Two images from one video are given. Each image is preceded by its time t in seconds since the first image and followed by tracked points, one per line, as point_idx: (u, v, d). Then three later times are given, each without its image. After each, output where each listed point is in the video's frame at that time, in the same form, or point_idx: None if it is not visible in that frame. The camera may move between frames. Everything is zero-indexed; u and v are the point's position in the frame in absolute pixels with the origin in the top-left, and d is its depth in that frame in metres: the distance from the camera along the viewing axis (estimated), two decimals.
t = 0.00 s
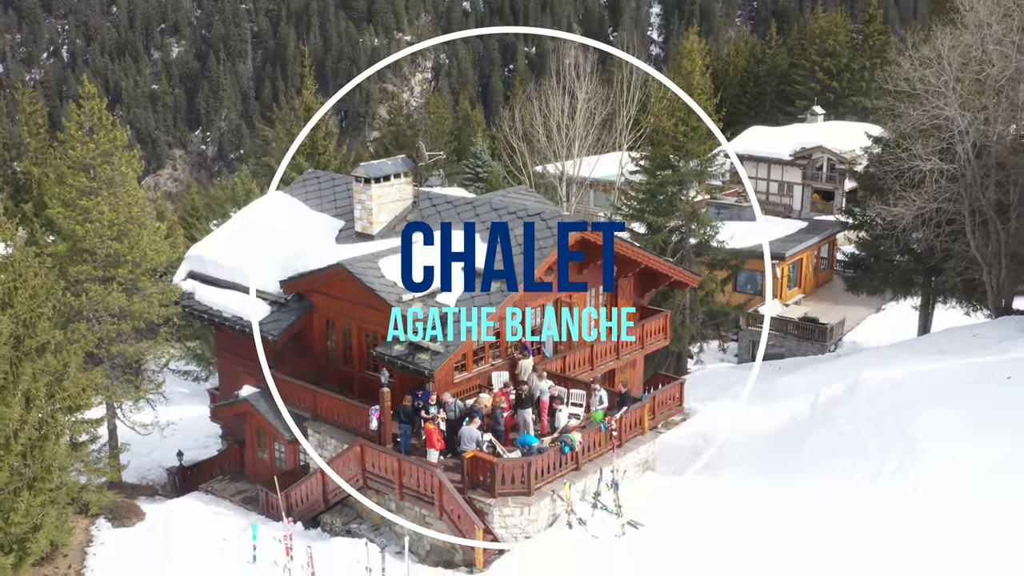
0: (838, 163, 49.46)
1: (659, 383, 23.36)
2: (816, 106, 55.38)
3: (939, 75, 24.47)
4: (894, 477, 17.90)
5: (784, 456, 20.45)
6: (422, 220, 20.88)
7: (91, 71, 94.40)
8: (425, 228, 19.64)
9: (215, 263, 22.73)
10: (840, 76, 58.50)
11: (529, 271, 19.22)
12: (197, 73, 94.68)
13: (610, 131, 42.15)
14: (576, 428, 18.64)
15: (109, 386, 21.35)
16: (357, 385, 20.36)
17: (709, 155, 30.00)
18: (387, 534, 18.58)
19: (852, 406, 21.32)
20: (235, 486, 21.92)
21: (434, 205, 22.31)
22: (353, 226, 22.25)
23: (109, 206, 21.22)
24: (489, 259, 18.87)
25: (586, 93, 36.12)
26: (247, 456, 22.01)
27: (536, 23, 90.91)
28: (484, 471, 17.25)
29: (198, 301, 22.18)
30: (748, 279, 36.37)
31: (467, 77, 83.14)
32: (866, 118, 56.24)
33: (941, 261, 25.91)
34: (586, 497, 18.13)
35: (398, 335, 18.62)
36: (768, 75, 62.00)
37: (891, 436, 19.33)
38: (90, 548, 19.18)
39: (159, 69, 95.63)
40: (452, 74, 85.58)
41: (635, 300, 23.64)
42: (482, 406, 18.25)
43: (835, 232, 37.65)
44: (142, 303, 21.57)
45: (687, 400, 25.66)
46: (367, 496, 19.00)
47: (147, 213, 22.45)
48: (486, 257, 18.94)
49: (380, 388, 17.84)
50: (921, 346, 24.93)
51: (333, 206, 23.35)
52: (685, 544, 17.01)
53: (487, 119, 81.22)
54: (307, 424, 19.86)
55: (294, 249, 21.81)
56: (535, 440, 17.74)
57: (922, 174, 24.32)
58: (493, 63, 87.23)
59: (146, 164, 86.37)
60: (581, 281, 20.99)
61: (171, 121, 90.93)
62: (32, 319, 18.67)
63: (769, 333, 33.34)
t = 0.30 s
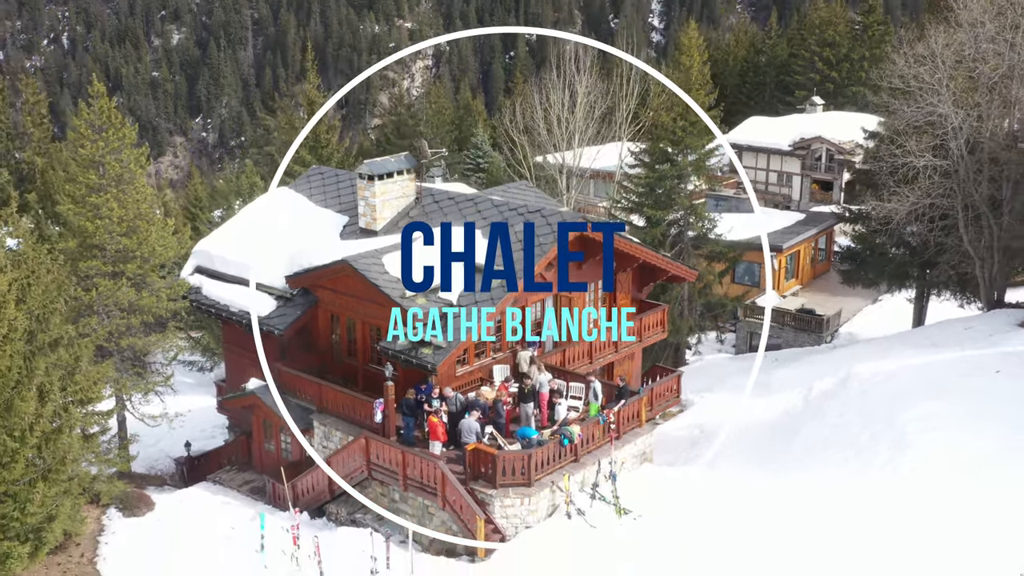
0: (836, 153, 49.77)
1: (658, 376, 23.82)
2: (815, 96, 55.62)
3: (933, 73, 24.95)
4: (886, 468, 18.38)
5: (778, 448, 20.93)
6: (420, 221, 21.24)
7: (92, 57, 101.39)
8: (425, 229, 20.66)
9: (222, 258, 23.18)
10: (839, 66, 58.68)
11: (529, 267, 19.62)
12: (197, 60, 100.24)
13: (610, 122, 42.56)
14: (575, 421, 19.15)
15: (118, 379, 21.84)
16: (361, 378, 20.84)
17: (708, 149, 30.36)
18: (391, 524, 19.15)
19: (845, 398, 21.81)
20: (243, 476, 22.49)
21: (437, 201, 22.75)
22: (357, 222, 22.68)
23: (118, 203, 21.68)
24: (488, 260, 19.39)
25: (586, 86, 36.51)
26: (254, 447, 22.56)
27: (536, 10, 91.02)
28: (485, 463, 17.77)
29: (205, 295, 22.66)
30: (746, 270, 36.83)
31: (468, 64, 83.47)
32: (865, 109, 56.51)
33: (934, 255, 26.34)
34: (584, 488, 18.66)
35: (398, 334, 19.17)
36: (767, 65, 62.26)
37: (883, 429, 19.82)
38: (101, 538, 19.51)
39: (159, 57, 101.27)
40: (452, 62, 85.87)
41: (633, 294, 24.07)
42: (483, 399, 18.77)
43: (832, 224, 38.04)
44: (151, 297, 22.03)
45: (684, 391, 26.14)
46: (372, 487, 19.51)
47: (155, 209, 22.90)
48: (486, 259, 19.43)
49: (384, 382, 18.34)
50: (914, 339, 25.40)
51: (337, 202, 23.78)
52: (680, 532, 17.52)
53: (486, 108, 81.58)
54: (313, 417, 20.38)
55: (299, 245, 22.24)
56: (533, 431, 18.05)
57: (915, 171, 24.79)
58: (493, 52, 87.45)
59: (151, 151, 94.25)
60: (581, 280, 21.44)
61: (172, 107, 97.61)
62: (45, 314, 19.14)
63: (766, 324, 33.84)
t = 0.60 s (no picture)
0: (835, 143, 50.02)
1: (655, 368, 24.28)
2: (815, 86, 55.84)
3: (927, 70, 25.43)
4: (876, 459, 18.88)
5: (773, 438, 21.42)
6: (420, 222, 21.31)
7: (91, 44, 104.85)
8: (425, 229, 20.43)
9: (227, 253, 23.58)
10: (839, 56, 58.83)
11: (529, 263, 20.10)
12: (196, 47, 105.02)
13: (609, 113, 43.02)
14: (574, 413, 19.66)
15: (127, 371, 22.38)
16: (366, 371, 21.31)
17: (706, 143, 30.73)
18: (394, 514, 19.81)
19: (837, 390, 22.29)
20: (250, 466, 23.07)
21: (439, 198, 23.27)
22: (360, 218, 23.11)
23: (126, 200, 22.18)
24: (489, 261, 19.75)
25: (586, 79, 36.91)
26: (260, 438, 23.11)
27: None
28: (486, 455, 18.29)
29: (212, 290, 23.07)
30: (744, 261, 37.27)
31: (468, 53, 83.88)
32: (863, 99, 56.76)
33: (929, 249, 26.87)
34: (583, 479, 19.20)
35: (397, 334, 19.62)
36: (767, 54, 62.55)
37: (874, 421, 20.29)
38: (112, 527, 20.04)
39: (159, 44, 105.71)
40: (452, 50, 86.23)
41: (632, 288, 24.46)
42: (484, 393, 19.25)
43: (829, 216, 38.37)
44: (159, 292, 22.52)
45: (682, 382, 26.61)
46: (375, 477, 20.03)
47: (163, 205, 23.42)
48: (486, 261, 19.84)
49: (388, 375, 18.82)
50: (908, 332, 25.82)
51: (341, 197, 24.26)
52: (674, 521, 18.06)
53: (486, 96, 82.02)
54: (319, 410, 20.89)
55: (304, 241, 22.67)
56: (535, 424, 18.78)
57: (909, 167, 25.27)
58: (493, 40, 87.69)
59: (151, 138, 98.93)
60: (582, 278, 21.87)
61: (172, 95, 102.25)
62: (57, 310, 19.68)
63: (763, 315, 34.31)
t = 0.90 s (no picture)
0: (833, 132, 50.34)
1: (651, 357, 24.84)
2: (813, 74, 56.21)
3: (920, 67, 25.91)
4: (867, 449, 19.40)
5: (766, 428, 21.99)
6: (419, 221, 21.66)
7: (93, 30, 112.19)
8: (426, 229, 20.95)
9: (234, 246, 24.11)
10: (838, 45, 58.94)
11: (529, 259, 20.54)
12: (197, 33, 112.72)
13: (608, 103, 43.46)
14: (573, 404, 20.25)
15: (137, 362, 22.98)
16: (370, 363, 21.86)
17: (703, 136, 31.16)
18: (398, 502, 20.42)
19: (831, 380, 22.83)
20: (257, 455, 23.71)
21: (440, 192, 23.83)
22: (364, 213, 23.63)
23: (136, 194, 22.77)
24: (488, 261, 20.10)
25: (585, 71, 37.35)
26: (267, 427, 23.73)
27: None
28: (488, 445, 18.88)
29: (220, 283, 23.65)
30: (741, 251, 37.79)
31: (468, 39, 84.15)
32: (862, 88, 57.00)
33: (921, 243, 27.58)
34: (581, 468, 19.82)
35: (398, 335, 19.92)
36: (766, 43, 62.80)
37: (865, 412, 20.82)
38: (125, 514, 20.66)
39: (160, 29, 113.43)
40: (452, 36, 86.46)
41: (630, 280, 24.93)
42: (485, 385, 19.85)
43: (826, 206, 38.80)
44: (168, 285, 23.11)
45: (679, 371, 27.15)
46: (380, 466, 20.63)
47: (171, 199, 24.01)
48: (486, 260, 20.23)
49: (391, 367, 19.39)
50: (901, 323, 26.30)
51: (345, 191, 24.80)
52: (669, 510, 18.64)
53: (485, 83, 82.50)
54: (324, 400, 21.49)
55: (310, 235, 23.22)
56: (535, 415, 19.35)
57: (901, 162, 25.84)
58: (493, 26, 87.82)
59: (152, 124, 106.96)
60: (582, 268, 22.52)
61: (172, 80, 110.66)
62: (71, 303, 20.24)
63: (760, 305, 34.84)
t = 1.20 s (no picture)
0: (831, 123, 50.61)
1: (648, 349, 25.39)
2: (813, 65, 56.50)
3: (914, 63, 26.42)
4: (857, 441, 19.89)
5: (760, 419, 22.48)
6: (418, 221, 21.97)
7: (93, 16, 113.69)
8: (425, 229, 21.37)
9: (239, 240, 24.55)
10: (837, 34, 59.02)
11: (529, 254, 21.04)
12: (197, 19, 113.95)
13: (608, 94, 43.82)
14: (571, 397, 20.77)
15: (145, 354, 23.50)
16: (373, 355, 22.33)
17: (701, 130, 31.54)
18: (400, 491, 20.96)
19: (824, 372, 23.33)
20: (262, 445, 24.30)
21: (442, 187, 24.22)
22: (366, 208, 24.03)
23: (144, 190, 23.31)
24: (489, 260, 20.59)
25: (584, 64, 37.70)
26: (273, 418, 24.28)
27: None
28: (488, 436, 19.40)
29: (225, 276, 24.09)
30: (739, 243, 38.25)
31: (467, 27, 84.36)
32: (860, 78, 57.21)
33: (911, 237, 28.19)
34: (578, 458, 20.38)
35: (397, 334, 20.92)
36: (766, 32, 63.01)
37: (857, 404, 21.28)
38: (135, 504, 21.23)
39: (161, 15, 114.75)
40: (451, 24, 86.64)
41: (627, 274, 25.40)
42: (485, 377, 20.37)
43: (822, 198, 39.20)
44: (176, 278, 23.61)
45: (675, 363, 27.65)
46: (383, 457, 21.16)
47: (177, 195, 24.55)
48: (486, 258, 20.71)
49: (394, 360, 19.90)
50: (893, 316, 26.76)
51: (348, 186, 25.21)
52: (664, 500, 19.16)
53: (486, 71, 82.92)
54: (328, 392, 22.02)
55: (313, 230, 23.67)
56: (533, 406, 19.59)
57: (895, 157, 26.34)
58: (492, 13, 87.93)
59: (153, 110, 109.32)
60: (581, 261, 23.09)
61: (173, 66, 112.71)
62: (81, 298, 20.73)
63: (756, 296, 35.33)
